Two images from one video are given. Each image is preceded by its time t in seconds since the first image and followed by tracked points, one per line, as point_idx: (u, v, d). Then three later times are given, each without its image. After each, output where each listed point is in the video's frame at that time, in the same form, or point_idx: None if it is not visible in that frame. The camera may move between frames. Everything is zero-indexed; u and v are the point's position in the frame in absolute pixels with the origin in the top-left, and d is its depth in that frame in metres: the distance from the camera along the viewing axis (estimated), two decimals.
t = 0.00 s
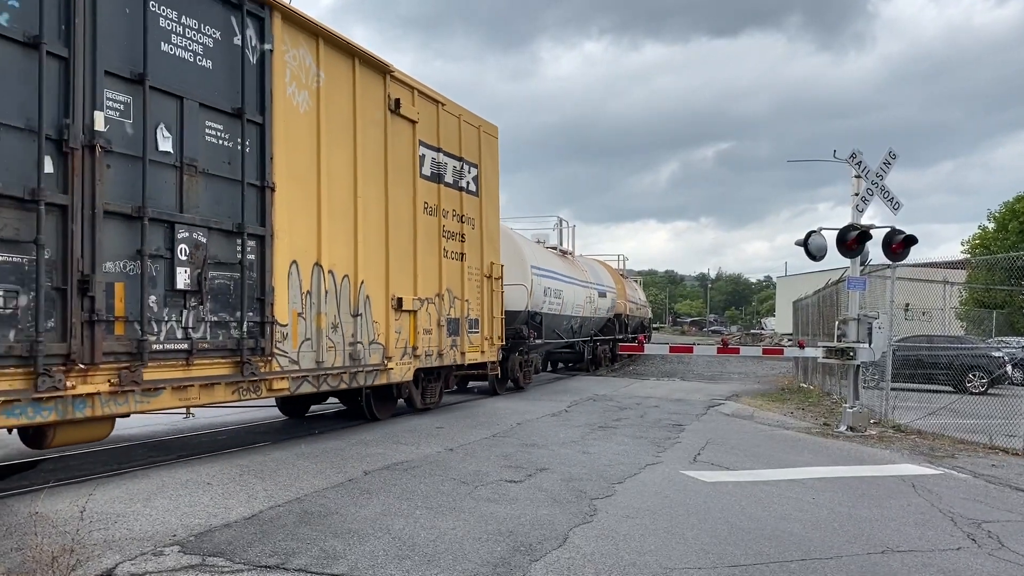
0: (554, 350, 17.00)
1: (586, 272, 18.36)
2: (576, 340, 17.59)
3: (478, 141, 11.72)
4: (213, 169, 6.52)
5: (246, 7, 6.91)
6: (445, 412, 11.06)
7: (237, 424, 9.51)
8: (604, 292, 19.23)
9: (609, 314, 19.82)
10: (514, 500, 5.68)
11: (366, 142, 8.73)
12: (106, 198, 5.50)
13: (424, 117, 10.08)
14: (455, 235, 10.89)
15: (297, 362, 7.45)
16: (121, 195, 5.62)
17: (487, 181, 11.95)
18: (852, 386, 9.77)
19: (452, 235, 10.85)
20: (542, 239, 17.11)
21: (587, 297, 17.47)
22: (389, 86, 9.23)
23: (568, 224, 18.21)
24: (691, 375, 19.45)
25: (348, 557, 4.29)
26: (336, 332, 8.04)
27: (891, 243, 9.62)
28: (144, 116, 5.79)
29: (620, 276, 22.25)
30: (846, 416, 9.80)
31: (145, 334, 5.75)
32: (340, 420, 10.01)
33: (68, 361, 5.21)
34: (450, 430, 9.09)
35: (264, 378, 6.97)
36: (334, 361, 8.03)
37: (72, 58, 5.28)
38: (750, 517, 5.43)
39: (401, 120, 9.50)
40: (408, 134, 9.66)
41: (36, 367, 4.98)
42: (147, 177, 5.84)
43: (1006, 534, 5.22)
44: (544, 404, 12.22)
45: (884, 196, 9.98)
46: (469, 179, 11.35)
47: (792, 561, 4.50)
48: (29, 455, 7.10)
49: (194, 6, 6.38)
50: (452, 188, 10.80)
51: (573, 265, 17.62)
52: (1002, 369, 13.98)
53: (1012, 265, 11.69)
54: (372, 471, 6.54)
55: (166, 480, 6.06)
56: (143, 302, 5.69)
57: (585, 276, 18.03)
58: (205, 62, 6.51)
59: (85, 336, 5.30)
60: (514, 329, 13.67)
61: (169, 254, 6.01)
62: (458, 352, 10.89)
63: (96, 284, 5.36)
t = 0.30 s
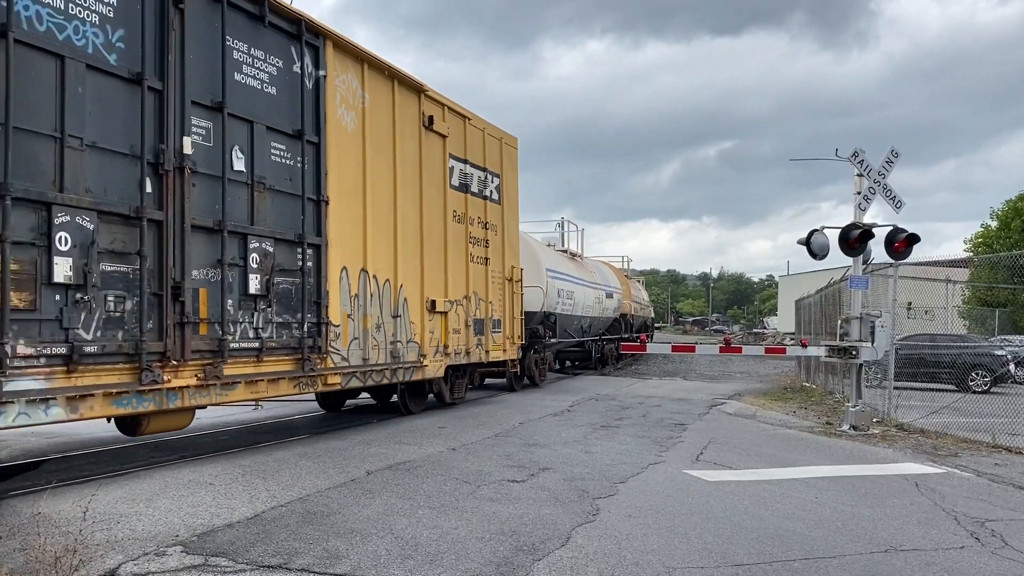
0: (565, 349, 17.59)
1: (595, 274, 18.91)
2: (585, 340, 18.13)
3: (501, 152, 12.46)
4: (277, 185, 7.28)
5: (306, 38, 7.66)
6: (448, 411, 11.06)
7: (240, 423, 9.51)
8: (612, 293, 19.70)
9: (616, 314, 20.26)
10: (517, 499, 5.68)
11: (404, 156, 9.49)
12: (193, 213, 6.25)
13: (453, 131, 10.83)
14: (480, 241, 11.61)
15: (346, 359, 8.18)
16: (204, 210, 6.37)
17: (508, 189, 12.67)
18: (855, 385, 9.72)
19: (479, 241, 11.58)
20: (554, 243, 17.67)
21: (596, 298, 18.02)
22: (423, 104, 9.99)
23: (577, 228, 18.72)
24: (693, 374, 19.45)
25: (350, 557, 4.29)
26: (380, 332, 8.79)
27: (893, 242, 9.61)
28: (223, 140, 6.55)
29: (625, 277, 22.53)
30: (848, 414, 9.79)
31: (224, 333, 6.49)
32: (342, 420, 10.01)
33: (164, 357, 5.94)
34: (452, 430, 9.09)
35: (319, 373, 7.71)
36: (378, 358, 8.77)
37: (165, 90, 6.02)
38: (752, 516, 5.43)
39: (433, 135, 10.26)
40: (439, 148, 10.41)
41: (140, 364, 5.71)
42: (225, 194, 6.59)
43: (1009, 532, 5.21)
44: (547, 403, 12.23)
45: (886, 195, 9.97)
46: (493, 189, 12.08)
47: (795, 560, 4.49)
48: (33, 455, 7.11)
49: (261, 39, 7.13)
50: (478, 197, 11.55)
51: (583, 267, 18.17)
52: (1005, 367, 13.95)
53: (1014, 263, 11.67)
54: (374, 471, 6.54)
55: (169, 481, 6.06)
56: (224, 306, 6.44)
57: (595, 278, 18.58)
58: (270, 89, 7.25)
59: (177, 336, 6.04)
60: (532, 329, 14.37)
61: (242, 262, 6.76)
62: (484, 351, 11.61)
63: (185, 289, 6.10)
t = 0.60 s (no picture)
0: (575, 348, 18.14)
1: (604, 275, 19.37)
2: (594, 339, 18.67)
3: (520, 160, 13.27)
4: (331, 199, 8.08)
5: (353, 63, 8.50)
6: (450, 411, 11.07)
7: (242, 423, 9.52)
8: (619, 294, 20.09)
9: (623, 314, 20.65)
10: (520, 499, 5.67)
11: (436, 167, 10.28)
12: (264, 226, 7.05)
13: (478, 143, 11.60)
14: (501, 245, 12.37)
15: (389, 355, 8.96)
16: (272, 224, 7.19)
17: (526, 197, 13.42)
18: (858, 383, 9.72)
19: (500, 246, 12.36)
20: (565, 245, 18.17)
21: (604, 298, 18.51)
22: (452, 120, 10.79)
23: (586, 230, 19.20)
24: (696, 373, 19.46)
25: (353, 557, 4.29)
26: (417, 331, 9.58)
27: (896, 240, 9.59)
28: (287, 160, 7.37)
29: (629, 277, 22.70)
30: (852, 413, 9.76)
31: (289, 332, 7.30)
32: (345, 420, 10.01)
33: (241, 354, 6.73)
34: (455, 429, 9.09)
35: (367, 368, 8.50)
36: (415, 355, 9.55)
37: (240, 116, 6.83)
38: (756, 515, 5.41)
39: (461, 147, 11.06)
40: (466, 159, 11.20)
41: (222, 359, 6.49)
42: (289, 208, 7.41)
43: (1013, 531, 5.19)
44: (549, 402, 12.22)
45: (889, 193, 9.95)
46: (512, 197, 12.84)
47: (799, 559, 4.48)
48: (37, 456, 7.12)
49: (315, 66, 7.94)
50: (500, 205, 12.32)
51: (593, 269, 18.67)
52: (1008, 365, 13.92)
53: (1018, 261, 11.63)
54: (377, 471, 6.53)
55: (172, 481, 6.06)
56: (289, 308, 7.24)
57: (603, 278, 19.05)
58: (324, 111, 8.06)
59: (251, 335, 6.84)
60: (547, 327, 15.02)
61: (303, 269, 7.56)
62: (506, 349, 12.36)
63: (258, 294, 6.92)
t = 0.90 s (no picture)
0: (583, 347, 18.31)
1: (612, 276, 19.67)
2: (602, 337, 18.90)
3: (538, 168, 13.93)
4: (375, 209, 8.78)
5: (394, 84, 9.21)
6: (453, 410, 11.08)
7: (245, 423, 9.53)
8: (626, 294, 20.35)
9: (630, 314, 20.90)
10: (523, 498, 5.67)
11: (464, 178, 10.96)
12: (320, 236, 7.78)
13: (501, 153, 12.27)
14: (522, 250, 13.00)
15: (425, 353, 9.64)
16: (326, 233, 7.91)
17: (544, 203, 14.05)
18: (861, 382, 9.68)
19: (520, 250, 12.99)
20: (576, 246, 18.51)
21: (613, 298, 18.82)
22: (479, 132, 11.46)
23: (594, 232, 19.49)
24: (699, 372, 19.47)
25: (356, 557, 4.28)
26: (448, 330, 10.25)
27: (900, 238, 9.56)
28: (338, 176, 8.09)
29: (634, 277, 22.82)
30: (855, 412, 9.72)
31: (341, 331, 8.03)
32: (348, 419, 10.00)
33: (302, 351, 7.45)
34: (458, 429, 9.09)
35: (406, 365, 9.18)
36: (446, 353, 10.21)
37: (301, 137, 7.56)
38: (760, 514, 5.40)
39: (487, 159, 11.74)
40: (490, 170, 11.87)
41: (288, 356, 7.22)
42: (341, 219, 8.12)
43: (1018, 529, 5.17)
44: (551, 402, 12.21)
45: (892, 191, 9.92)
46: (531, 203, 13.50)
47: (803, 558, 4.47)
48: (41, 456, 7.15)
49: (361, 87, 8.64)
50: (520, 211, 12.98)
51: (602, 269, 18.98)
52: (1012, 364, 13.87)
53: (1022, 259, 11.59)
54: (380, 471, 6.53)
55: (175, 481, 6.08)
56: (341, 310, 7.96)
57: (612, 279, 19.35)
58: (369, 128, 8.75)
59: (310, 335, 7.58)
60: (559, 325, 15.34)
61: (353, 274, 8.27)
62: (526, 348, 12.98)
63: (316, 297, 7.65)
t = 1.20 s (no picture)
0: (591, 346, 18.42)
1: (620, 276, 19.84)
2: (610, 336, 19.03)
3: (556, 176, 14.45)
4: (412, 217, 9.42)
5: (429, 102, 9.85)
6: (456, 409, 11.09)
7: (248, 423, 9.55)
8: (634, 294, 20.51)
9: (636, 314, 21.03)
10: (526, 497, 5.67)
11: (489, 187, 11.52)
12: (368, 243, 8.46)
13: (523, 163, 12.80)
14: (541, 254, 13.48)
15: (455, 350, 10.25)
16: (372, 241, 8.58)
17: (562, 209, 14.54)
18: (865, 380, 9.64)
19: (540, 254, 13.49)
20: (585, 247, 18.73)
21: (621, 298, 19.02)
22: (503, 144, 12.02)
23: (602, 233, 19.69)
24: (702, 370, 19.47)
25: (360, 556, 4.29)
26: (476, 329, 10.82)
27: (903, 236, 9.54)
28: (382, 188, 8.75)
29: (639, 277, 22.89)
30: (859, 410, 9.68)
31: (386, 331, 8.70)
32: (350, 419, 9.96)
33: (353, 349, 8.13)
34: (461, 428, 9.10)
35: (440, 361, 9.81)
36: (474, 351, 10.77)
37: (351, 154, 8.23)
38: (763, 513, 5.39)
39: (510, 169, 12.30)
40: (512, 179, 12.41)
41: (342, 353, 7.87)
42: (384, 227, 8.77)
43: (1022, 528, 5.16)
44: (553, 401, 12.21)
45: (895, 189, 9.90)
46: (551, 209, 14.02)
47: (807, 556, 4.46)
48: (45, 456, 7.17)
49: (399, 105, 9.26)
50: (540, 217, 13.50)
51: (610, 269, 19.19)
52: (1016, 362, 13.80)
53: None
54: (383, 470, 6.53)
55: (179, 480, 6.09)
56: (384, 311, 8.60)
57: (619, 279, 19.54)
58: (407, 143, 9.37)
59: (360, 334, 8.24)
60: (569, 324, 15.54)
61: (395, 278, 8.92)
62: (545, 347, 13.46)
63: (365, 299, 8.32)
